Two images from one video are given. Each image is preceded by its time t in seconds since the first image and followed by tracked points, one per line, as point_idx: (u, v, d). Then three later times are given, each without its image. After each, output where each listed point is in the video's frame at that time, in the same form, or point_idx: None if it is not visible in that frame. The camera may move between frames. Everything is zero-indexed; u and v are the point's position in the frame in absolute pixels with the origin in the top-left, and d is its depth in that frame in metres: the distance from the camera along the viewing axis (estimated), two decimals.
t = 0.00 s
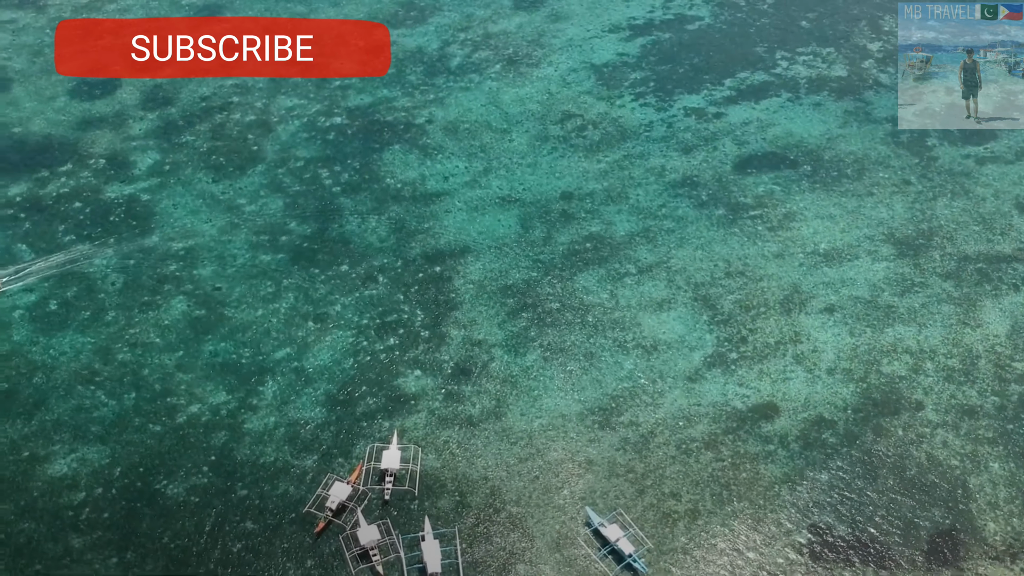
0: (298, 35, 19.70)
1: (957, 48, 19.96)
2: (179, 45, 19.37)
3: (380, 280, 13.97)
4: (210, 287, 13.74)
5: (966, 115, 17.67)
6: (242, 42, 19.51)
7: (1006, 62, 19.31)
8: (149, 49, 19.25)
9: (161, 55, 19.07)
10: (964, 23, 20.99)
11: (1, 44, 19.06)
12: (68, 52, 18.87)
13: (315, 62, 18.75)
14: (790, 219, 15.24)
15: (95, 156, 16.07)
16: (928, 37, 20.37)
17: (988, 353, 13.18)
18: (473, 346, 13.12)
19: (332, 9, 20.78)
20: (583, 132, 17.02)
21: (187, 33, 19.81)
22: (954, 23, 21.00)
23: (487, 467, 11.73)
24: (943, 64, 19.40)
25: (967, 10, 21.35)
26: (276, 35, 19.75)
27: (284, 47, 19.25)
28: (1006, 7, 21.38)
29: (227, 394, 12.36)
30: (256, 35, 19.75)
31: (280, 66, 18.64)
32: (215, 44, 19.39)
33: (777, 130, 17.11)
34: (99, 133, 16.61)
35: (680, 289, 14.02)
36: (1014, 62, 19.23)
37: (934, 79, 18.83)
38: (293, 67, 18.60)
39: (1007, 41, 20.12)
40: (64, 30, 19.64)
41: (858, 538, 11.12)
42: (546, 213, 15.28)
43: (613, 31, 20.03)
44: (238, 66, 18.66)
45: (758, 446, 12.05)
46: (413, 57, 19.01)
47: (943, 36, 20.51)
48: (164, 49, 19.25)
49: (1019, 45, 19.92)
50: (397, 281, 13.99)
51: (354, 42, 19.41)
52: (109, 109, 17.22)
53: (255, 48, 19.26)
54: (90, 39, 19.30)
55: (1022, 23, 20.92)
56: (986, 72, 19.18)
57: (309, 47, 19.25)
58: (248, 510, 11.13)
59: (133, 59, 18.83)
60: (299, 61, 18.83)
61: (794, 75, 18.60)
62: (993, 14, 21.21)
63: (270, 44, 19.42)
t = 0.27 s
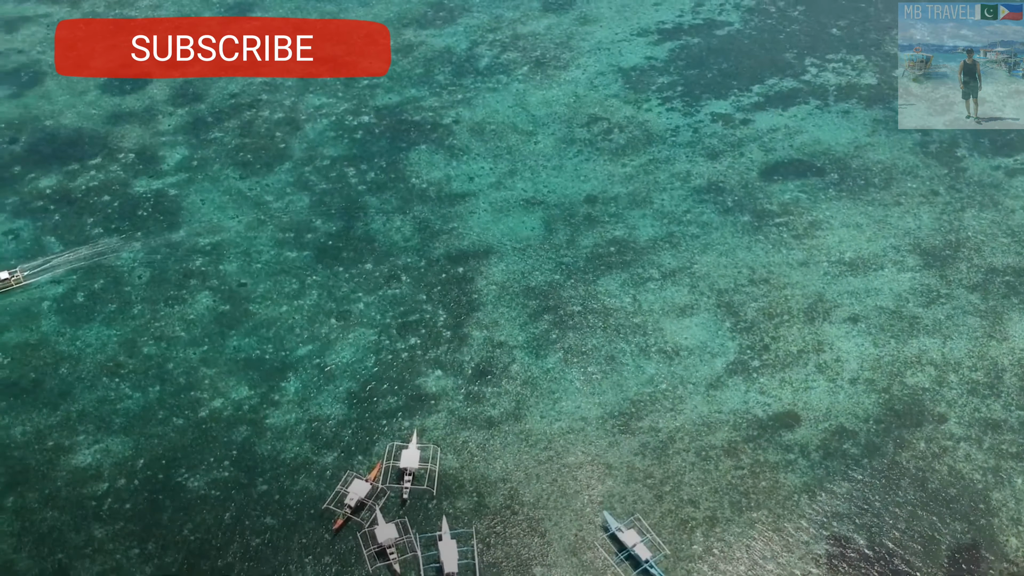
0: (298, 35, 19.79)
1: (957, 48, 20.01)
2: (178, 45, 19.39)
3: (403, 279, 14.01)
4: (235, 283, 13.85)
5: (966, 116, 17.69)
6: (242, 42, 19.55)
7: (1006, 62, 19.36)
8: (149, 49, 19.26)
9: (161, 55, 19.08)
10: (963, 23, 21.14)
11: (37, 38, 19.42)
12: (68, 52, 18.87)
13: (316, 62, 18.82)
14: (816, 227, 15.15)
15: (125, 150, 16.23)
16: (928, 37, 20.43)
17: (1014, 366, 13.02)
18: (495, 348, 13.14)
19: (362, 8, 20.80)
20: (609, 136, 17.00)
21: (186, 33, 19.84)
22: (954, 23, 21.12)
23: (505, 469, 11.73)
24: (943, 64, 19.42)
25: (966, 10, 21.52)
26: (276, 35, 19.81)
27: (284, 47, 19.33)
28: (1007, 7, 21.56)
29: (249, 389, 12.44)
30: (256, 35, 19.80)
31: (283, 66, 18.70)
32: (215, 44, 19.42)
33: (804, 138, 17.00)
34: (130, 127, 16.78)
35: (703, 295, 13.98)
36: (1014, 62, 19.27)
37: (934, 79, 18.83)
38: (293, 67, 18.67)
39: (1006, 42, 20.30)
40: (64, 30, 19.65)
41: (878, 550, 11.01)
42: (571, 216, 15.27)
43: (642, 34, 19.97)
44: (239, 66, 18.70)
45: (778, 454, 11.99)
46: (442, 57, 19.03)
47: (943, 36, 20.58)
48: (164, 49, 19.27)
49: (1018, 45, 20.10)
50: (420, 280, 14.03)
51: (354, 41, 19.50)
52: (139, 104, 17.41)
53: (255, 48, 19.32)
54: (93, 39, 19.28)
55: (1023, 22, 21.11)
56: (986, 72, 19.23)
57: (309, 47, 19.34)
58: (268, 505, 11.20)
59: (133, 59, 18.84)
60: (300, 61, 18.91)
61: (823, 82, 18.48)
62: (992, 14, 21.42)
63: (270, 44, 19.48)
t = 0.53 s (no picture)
0: (298, 35, 19.76)
1: (957, 49, 20.15)
2: (178, 45, 19.40)
3: (426, 279, 14.05)
4: (259, 279, 13.94)
5: (966, 115, 17.81)
6: (242, 41, 19.53)
7: (1006, 63, 19.54)
8: (149, 49, 19.28)
9: (161, 55, 19.09)
10: (963, 23, 21.22)
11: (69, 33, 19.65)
12: (68, 52, 18.92)
13: (316, 62, 18.83)
14: (841, 235, 15.05)
15: (153, 145, 16.39)
16: (928, 37, 20.54)
17: None
18: (516, 349, 13.15)
19: (391, 8, 20.83)
20: (633, 140, 16.97)
21: (186, 33, 19.83)
22: (954, 23, 21.20)
23: (523, 470, 11.74)
24: (943, 64, 19.59)
25: (966, 10, 21.61)
26: (276, 35, 19.77)
27: (284, 47, 19.31)
28: (1006, 7, 21.66)
29: (271, 385, 12.52)
30: (256, 35, 19.76)
31: (285, 66, 18.75)
32: (215, 44, 19.42)
33: (831, 145, 16.89)
34: (158, 123, 16.93)
35: (726, 301, 13.92)
36: (1014, 62, 19.46)
37: (934, 80, 18.98)
38: (294, 67, 18.68)
39: (1007, 42, 20.43)
40: (64, 30, 19.68)
41: (897, 562, 10.90)
42: (594, 219, 15.25)
43: (669, 39, 19.90)
44: (239, 66, 18.71)
45: (798, 463, 11.91)
46: (468, 59, 19.06)
47: (943, 35, 20.69)
48: (164, 49, 19.28)
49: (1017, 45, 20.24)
50: (442, 280, 14.06)
51: (355, 42, 19.49)
52: (168, 99, 17.56)
53: (255, 48, 19.30)
54: (97, 40, 19.37)
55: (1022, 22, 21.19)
56: (987, 72, 19.38)
57: (310, 47, 19.33)
58: (287, 501, 11.26)
59: (133, 59, 18.87)
60: (300, 61, 18.91)
61: (851, 89, 18.34)
62: (993, 14, 21.50)
63: (270, 44, 19.45)
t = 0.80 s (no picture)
0: (298, 36, 19.80)
1: (955, 49, 20.06)
2: (179, 46, 19.44)
3: (447, 280, 14.08)
4: (282, 276, 14.02)
5: (965, 115, 17.77)
6: (242, 42, 19.59)
7: (1006, 62, 19.31)
8: (149, 49, 19.30)
9: (161, 55, 19.12)
10: (963, 23, 21.16)
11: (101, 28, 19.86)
12: (70, 52, 18.94)
13: (316, 63, 18.85)
14: (865, 243, 14.95)
15: (180, 141, 16.52)
16: (928, 37, 20.52)
17: None
18: (535, 352, 13.15)
19: (418, 8, 20.84)
20: (657, 144, 16.93)
21: (187, 33, 19.89)
22: (953, 24, 21.15)
23: (541, 473, 11.73)
24: (943, 64, 19.46)
25: (966, 10, 21.51)
26: (276, 35, 19.83)
27: (284, 47, 19.34)
28: (1007, 7, 21.40)
29: (292, 381, 12.59)
30: (256, 35, 19.83)
31: (286, 66, 18.74)
32: (215, 44, 19.47)
33: (857, 153, 16.78)
34: (186, 119, 17.06)
35: (748, 308, 13.86)
36: (1014, 62, 19.20)
37: (934, 80, 18.92)
38: (293, 67, 18.70)
39: (1007, 42, 20.12)
40: (65, 29, 19.69)
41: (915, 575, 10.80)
42: (616, 223, 15.23)
43: (696, 43, 19.82)
44: (238, 66, 18.74)
45: (817, 472, 11.84)
46: (494, 60, 19.07)
47: (942, 35, 20.65)
48: (164, 49, 19.31)
49: (1019, 45, 19.92)
50: (464, 281, 14.08)
51: (354, 42, 19.52)
52: (196, 96, 17.70)
53: (255, 48, 19.35)
54: (100, 41, 19.42)
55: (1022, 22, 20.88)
56: (986, 72, 19.23)
57: (309, 47, 19.36)
58: (305, 498, 11.32)
59: (133, 59, 18.89)
60: (299, 61, 18.93)
61: (878, 97, 18.21)
62: (993, 14, 21.30)
63: (270, 44, 19.50)
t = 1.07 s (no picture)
0: (298, 36, 19.86)
1: (956, 49, 20.10)
2: (179, 46, 19.43)
3: (468, 280, 14.11)
4: (305, 274, 14.10)
5: (965, 115, 17.80)
6: (242, 42, 19.67)
7: (1006, 62, 19.32)
8: (149, 49, 19.24)
9: (161, 55, 19.07)
10: (963, 23, 21.24)
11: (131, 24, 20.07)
12: (69, 53, 18.87)
13: (316, 62, 18.89)
14: (889, 253, 14.85)
15: (207, 138, 16.64)
16: (928, 37, 20.56)
17: None
18: (555, 354, 13.15)
19: (445, 8, 20.86)
20: (682, 148, 16.88)
21: (186, 33, 19.89)
22: (953, 24, 21.23)
23: (558, 476, 11.73)
24: (943, 64, 19.49)
25: (967, 10, 21.61)
26: (276, 35, 19.92)
27: (284, 47, 19.41)
28: (1007, 8, 21.56)
29: (312, 378, 12.66)
30: (256, 36, 19.92)
31: (303, 66, 18.76)
32: (215, 44, 19.51)
33: (883, 161, 16.65)
34: (213, 115, 17.19)
35: (770, 315, 13.80)
36: (1015, 62, 19.22)
37: (933, 80, 18.95)
38: (294, 67, 18.74)
39: (1007, 42, 20.27)
40: (63, 31, 19.62)
41: None
42: (638, 227, 15.21)
43: (723, 48, 19.73)
44: (239, 66, 18.76)
45: (835, 482, 11.76)
46: (520, 62, 19.08)
47: (942, 35, 20.72)
48: (164, 49, 19.26)
49: (1019, 45, 20.05)
50: (485, 282, 14.10)
51: (354, 42, 19.58)
52: (223, 93, 17.83)
53: (255, 48, 19.41)
54: (100, 41, 19.37)
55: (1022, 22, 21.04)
56: (986, 71, 19.24)
57: (309, 47, 19.41)
58: (323, 495, 11.37)
59: (134, 59, 18.83)
60: (300, 61, 18.98)
61: (905, 105, 18.06)
62: (993, 14, 21.44)
63: (270, 44, 19.56)
